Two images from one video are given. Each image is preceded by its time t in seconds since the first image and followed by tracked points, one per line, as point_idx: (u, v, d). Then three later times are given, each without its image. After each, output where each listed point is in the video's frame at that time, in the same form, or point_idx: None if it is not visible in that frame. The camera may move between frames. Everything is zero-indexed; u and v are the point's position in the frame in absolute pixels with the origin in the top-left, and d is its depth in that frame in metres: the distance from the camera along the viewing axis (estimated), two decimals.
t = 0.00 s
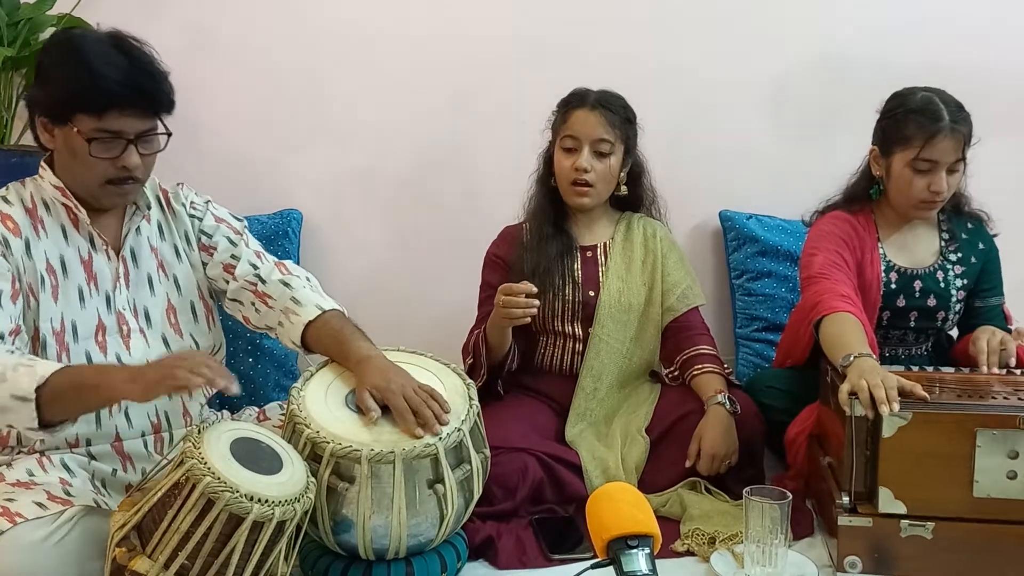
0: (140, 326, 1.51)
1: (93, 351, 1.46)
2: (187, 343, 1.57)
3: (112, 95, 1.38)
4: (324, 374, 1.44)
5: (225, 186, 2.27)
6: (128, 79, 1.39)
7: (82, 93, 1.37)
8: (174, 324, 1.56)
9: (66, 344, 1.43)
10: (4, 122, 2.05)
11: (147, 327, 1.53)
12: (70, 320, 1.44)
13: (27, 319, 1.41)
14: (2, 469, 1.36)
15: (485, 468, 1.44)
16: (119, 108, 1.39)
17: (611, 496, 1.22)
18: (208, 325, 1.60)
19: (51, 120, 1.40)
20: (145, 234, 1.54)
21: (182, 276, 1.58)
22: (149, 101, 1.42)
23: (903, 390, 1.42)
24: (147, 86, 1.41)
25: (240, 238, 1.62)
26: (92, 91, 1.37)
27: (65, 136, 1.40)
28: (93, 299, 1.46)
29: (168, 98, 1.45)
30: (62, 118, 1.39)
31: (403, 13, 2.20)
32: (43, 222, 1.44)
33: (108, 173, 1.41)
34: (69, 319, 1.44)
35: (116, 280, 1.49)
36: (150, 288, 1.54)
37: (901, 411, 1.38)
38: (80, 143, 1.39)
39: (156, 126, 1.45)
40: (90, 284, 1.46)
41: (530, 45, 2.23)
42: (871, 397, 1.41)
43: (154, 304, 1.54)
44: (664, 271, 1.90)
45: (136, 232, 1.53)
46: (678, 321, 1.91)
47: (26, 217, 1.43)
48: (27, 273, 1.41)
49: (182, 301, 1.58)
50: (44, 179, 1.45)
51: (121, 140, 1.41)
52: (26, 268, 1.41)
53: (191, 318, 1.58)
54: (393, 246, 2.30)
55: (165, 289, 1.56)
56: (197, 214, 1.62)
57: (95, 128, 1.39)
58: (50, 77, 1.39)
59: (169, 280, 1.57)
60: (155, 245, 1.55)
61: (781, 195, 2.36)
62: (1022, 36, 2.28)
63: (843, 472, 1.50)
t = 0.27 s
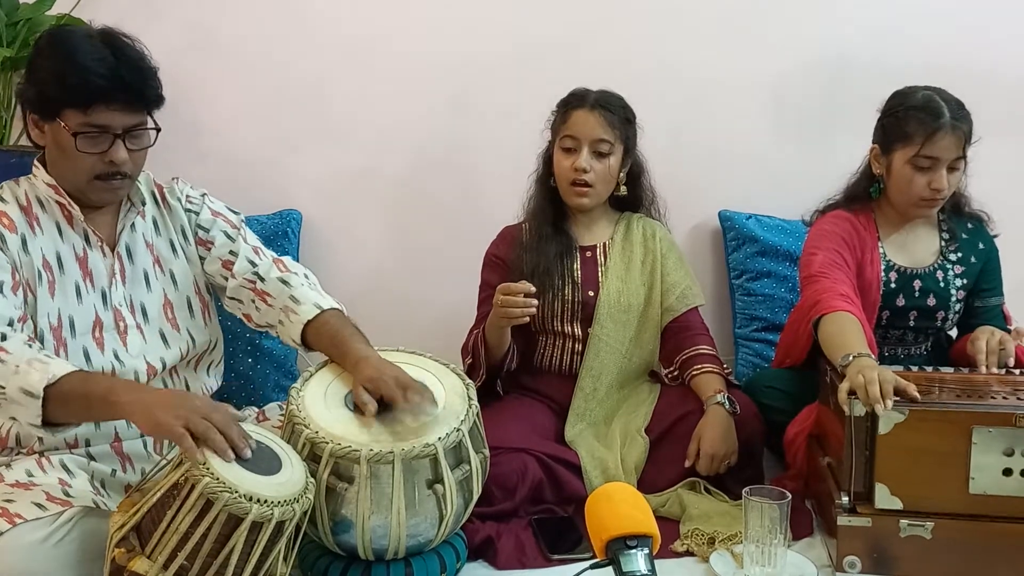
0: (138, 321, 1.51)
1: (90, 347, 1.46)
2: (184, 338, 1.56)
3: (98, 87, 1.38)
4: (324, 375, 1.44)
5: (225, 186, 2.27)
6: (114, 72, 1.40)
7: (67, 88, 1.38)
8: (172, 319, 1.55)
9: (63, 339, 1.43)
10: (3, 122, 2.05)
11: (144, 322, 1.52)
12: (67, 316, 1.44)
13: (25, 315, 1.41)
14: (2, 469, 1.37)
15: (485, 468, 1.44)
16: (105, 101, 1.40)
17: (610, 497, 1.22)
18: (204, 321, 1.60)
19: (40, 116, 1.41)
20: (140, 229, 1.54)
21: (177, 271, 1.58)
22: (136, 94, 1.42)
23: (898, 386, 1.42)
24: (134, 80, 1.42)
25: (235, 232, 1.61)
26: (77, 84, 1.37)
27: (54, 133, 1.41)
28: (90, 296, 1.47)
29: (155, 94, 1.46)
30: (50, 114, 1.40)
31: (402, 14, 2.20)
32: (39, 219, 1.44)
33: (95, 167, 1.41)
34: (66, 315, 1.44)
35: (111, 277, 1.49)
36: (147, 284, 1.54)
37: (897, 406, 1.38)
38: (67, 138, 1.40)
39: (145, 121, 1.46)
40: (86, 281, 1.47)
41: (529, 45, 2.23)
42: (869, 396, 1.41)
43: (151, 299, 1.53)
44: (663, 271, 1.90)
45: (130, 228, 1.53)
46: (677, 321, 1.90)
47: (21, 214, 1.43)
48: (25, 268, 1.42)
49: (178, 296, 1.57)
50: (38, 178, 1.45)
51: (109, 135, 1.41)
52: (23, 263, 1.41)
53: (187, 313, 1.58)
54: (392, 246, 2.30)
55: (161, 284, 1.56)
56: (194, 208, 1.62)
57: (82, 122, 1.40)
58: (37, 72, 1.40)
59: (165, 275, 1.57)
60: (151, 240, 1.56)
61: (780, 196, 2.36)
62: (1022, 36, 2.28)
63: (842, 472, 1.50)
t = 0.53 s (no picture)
0: (139, 320, 1.51)
1: (91, 346, 1.46)
2: (185, 336, 1.56)
3: (96, 87, 1.38)
4: (324, 375, 1.43)
5: (225, 186, 2.27)
6: (113, 73, 1.39)
7: (65, 89, 1.37)
8: (173, 317, 1.55)
9: (65, 340, 1.43)
10: (3, 122, 2.05)
11: (145, 320, 1.52)
12: (69, 316, 1.44)
13: (25, 315, 1.41)
14: (2, 469, 1.37)
15: (486, 468, 1.43)
16: (104, 102, 1.40)
17: (611, 496, 1.22)
18: (204, 318, 1.60)
19: (40, 115, 1.41)
20: (141, 228, 1.54)
21: (177, 267, 1.58)
22: (134, 95, 1.42)
23: (904, 389, 1.42)
24: (132, 81, 1.41)
25: (242, 228, 1.62)
26: (75, 85, 1.37)
27: (53, 133, 1.41)
28: (91, 295, 1.46)
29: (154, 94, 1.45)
30: (49, 114, 1.40)
31: (403, 13, 2.20)
32: (39, 219, 1.44)
33: (95, 167, 1.41)
34: (67, 315, 1.43)
35: (113, 276, 1.49)
36: (147, 282, 1.54)
37: (903, 410, 1.38)
38: (67, 138, 1.40)
39: (145, 121, 1.46)
40: (87, 280, 1.46)
41: (530, 45, 2.23)
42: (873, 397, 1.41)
43: (152, 297, 1.53)
44: (664, 271, 1.90)
45: (131, 227, 1.53)
46: (678, 321, 1.90)
47: (21, 214, 1.43)
48: (24, 269, 1.41)
49: (179, 292, 1.57)
50: (37, 178, 1.45)
51: (108, 135, 1.41)
52: (23, 264, 1.41)
53: (188, 310, 1.58)
54: (392, 246, 2.30)
55: (162, 282, 1.56)
56: (197, 204, 1.62)
57: (81, 123, 1.39)
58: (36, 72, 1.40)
59: (166, 272, 1.57)
60: (151, 238, 1.56)
61: (781, 195, 2.36)
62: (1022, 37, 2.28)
63: (843, 472, 1.50)
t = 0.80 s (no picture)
0: (145, 320, 1.51)
1: (98, 349, 1.45)
2: (187, 333, 1.56)
3: (104, 99, 1.36)
4: (325, 374, 1.43)
5: (225, 185, 2.27)
6: (124, 84, 1.37)
7: (73, 98, 1.35)
8: (176, 313, 1.55)
9: (72, 343, 1.43)
10: (3, 122, 2.04)
11: (151, 320, 1.52)
12: (75, 320, 1.43)
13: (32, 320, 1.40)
14: (4, 468, 1.36)
15: (487, 469, 1.42)
16: (113, 113, 1.38)
17: (610, 495, 1.22)
18: (206, 312, 1.60)
19: (48, 118, 1.39)
20: (143, 227, 1.54)
21: (179, 263, 1.57)
22: (143, 108, 1.40)
23: (903, 386, 1.42)
24: (143, 92, 1.39)
25: (239, 223, 1.61)
26: (84, 95, 1.35)
27: (61, 137, 1.39)
28: (97, 297, 1.46)
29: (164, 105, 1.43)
30: (58, 119, 1.38)
31: (403, 13, 2.20)
32: (43, 223, 1.43)
33: (101, 175, 1.41)
34: (74, 318, 1.43)
35: (119, 277, 1.49)
36: (152, 280, 1.53)
37: (901, 404, 1.39)
38: (74, 145, 1.39)
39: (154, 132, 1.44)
40: (93, 282, 1.46)
41: (531, 46, 2.23)
42: (873, 393, 1.42)
43: (156, 295, 1.53)
44: (664, 269, 1.90)
45: (135, 228, 1.52)
46: (678, 320, 1.90)
47: (26, 217, 1.42)
48: (30, 273, 1.41)
49: (181, 288, 1.57)
50: (41, 180, 1.45)
51: (116, 145, 1.40)
52: (28, 268, 1.40)
53: (190, 305, 1.58)
54: (393, 246, 2.30)
55: (165, 279, 1.55)
56: (195, 199, 1.62)
57: (90, 131, 1.38)
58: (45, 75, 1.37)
59: (169, 269, 1.56)
60: (153, 236, 1.55)
61: (781, 195, 2.35)
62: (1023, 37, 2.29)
63: (844, 471, 1.50)
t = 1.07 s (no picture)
0: (139, 331, 1.51)
1: (91, 360, 1.43)
2: (187, 350, 1.57)
3: (95, 114, 1.36)
4: (326, 373, 1.43)
5: (225, 185, 2.27)
6: (114, 100, 1.37)
7: (64, 114, 1.35)
8: (174, 330, 1.55)
9: (65, 355, 1.41)
10: (3, 121, 2.04)
11: (145, 332, 1.52)
12: (68, 331, 1.41)
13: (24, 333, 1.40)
14: (3, 469, 1.37)
15: (486, 467, 1.43)
16: (103, 128, 1.37)
17: (611, 495, 1.22)
18: (207, 328, 1.61)
19: (37, 132, 1.38)
20: (140, 237, 1.53)
21: (181, 279, 1.58)
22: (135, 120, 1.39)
23: (904, 387, 1.43)
24: (135, 108, 1.39)
25: (250, 249, 1.64)
26: (75, 111, 1.35)
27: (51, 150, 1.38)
28: (90, 308, 1.45)
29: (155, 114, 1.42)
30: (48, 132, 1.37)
31: (403, 13, 2.20)
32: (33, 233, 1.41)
33: (93, 188, 1.40)
34: (67, 330, 1.41)
35: (111, 288, 1.48)
36: (147, 292, 1.53)
37: (905, 409, 1.37)
38: (64, 159, 1.38)
39: (145, 142, 1.43)
40: (85, 293, 1.45)
41: (532, 46, 2.23)
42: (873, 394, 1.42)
43: (152, 308, 1.53)
44: (664, 270, 1.89)
45: (130, 236, 1.52)
46: (678, 320, 1.90)
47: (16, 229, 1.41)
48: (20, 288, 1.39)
49: (180, 305, 1.57)
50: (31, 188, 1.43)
51: (107, 158, 1.39)
52: (18, 282, 1.39)
53: (191, 322, 1.59)
54: (393, 245, 2.30)
55: (163, 293, 1.55)
56: (204, 220, 1.62)
57: (80, 146, 1.37)
58: (37, 88, 1.37)
59: (167, 284, 1.56)
60: (152, 248, 1.55)
61: (781, 195, 2.35)
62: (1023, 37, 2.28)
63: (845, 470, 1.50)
